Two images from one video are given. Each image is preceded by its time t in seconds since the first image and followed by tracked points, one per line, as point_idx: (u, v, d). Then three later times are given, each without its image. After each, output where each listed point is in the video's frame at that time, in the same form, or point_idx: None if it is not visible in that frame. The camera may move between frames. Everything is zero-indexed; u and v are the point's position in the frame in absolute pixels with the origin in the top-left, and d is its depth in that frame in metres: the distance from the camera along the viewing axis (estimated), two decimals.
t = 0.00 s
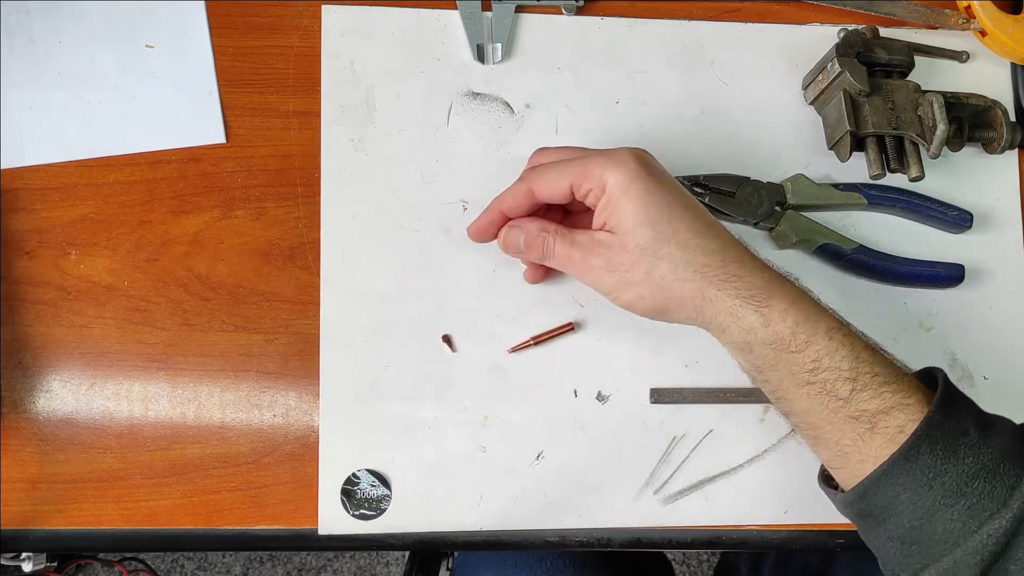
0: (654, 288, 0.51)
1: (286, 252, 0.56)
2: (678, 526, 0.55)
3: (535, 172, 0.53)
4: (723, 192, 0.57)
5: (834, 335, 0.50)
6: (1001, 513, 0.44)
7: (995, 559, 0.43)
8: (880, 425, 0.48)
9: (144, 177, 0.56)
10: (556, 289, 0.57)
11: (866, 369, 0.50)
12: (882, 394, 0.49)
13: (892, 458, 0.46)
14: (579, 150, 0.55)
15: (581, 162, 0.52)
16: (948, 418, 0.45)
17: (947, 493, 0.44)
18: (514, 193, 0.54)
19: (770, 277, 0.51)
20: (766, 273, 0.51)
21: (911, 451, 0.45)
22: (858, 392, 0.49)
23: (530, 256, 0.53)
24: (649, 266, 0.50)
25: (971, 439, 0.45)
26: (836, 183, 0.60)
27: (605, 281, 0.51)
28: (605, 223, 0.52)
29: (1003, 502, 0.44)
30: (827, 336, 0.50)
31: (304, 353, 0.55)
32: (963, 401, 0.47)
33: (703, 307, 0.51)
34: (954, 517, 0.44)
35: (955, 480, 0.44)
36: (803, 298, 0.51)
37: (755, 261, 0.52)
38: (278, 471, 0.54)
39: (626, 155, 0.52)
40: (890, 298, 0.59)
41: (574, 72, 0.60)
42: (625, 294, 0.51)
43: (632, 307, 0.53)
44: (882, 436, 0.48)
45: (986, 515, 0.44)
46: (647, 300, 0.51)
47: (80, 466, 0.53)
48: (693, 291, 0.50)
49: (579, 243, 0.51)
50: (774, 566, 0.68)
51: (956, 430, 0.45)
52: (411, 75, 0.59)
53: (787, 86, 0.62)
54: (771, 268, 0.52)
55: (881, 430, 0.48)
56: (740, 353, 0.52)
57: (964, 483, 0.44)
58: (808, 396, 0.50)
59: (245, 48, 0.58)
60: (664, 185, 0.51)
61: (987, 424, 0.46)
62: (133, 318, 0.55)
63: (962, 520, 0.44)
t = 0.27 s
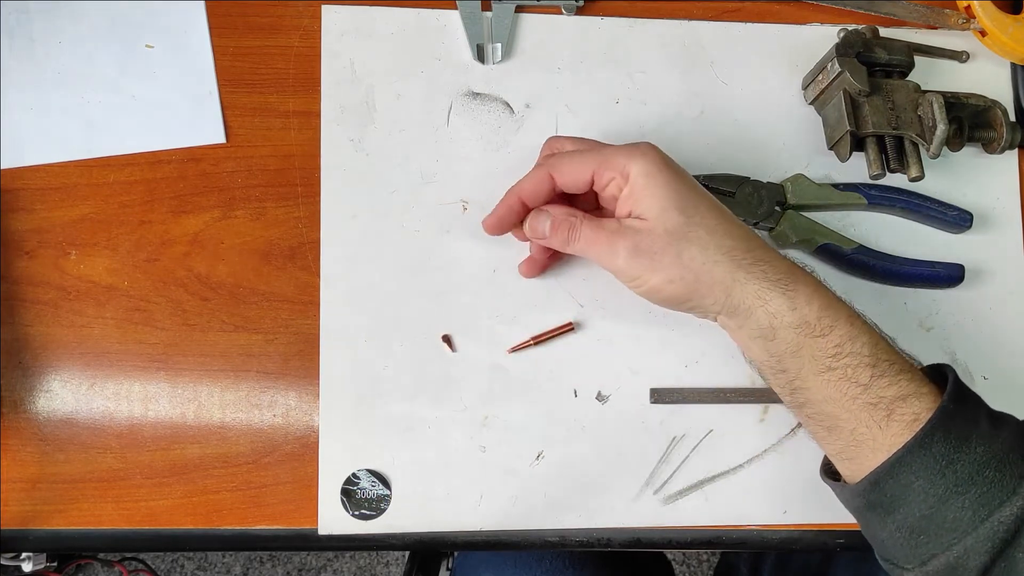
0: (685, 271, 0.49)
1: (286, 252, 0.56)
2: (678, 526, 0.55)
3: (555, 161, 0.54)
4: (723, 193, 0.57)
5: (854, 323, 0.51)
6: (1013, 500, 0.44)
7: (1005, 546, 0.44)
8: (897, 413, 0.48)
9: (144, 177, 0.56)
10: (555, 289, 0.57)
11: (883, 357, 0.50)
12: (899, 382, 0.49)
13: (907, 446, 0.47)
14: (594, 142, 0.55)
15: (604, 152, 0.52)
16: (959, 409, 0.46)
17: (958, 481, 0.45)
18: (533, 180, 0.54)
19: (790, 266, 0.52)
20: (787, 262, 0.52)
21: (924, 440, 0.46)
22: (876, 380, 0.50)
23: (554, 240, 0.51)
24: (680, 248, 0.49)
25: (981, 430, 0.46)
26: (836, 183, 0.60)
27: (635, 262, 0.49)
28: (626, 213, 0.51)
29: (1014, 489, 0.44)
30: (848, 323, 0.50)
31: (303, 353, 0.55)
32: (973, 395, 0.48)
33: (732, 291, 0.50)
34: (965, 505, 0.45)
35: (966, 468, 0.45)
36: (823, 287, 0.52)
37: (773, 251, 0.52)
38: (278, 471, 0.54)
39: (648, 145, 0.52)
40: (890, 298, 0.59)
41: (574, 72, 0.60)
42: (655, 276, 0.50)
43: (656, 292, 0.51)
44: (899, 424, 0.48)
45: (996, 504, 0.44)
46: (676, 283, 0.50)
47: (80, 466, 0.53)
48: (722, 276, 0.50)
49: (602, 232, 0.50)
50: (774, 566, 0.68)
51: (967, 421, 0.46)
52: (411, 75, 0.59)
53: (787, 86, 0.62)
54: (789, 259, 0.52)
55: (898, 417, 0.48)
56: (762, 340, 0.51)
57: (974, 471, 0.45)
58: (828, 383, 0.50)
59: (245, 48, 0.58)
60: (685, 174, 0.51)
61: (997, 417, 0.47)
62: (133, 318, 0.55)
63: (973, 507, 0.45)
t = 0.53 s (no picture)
0: (708, 266, 0.48)
1: (286, 252, 0.56)
2: (678, 526, 0.55)
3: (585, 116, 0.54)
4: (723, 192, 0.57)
5: (867, 321, 0.51)
6: None
7: (1016, 539, 0.44)
8: (911, 409, 0.48)
9: (144, 177, 0.56)
10: (555, 289, 0.57)
11: (896, 354, 0.50)
12: (913, 379, 0.49)
13: (919, 441, 0.46)
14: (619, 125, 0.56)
15: (633, 130, 0.52)
16: (968, 404, 0.46)
17: (969, 476, 0.45)
18: (558, 129, 0.54)
19: (805, 263, 0.52)
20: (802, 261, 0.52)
21: (936, 435, 0.46)
22: (892, 376, 0.49)
23: (565, 232, 0.49)
24: (706, 240, 0.48)
25: (990, 425, 0.46)
26: (835, 183, 0.60)
27: (661, 255, 0.48)
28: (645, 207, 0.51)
29: None
30: (862, 321, 0.51)
31: (303, 353, 0.55)
32: (980, 391, 0.48)
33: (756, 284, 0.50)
34: (975, 500, 0.45)
35: (977, 462, 0.45)
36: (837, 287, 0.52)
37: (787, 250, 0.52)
38: (278, 471, 0.54)
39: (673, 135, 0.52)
40: (890, 298, 0.59)
41: (574, 72, 0.60)
42: (681, 269, 0.48)
43: (678, 286, 0.50)
44: (913, 420, 0.48)
45: (1008, 497, 0.44)
46: (700, 276, 0.49)
47: (80, 466, 0.53)
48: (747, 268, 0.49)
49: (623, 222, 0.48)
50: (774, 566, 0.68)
51: (977, 416, 0.46)
52: (411, 75, 0.59)
53: (787, 86, 0.62)
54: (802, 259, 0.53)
55: (912, 412, 0.48)
56: (779, 338, 0.51)
57: (985, 466, 0.45)
58: (844, 380, 0.50)
59: (245, 48, 0.58)
60: (706, 170, 0.51)
61: (1005, 413, 0.47)
62: (133, 318, 0.55)
63: (984, 502, 0.44)
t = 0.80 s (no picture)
0: (743, 260, 0.48)
1: (286, 252, 0.56)
2: (678, 526, 0.55)
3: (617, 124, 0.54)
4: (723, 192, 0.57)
5: (891, 319, 0.51)
6: None
7: None
8: (933, 405, 0.48)
9: (144, 177, 0.56)
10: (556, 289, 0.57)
11: (920, 353, 0.50)
12: (936, 376, 0.49)
13: (939, 439, 0.46)
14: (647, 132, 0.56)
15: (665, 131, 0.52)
16: (985, 403, 0.47)
17: (986, 473, 0.45)
18: (595, 142, 0.54)
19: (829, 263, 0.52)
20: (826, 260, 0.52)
21: (955, 432, 0.46)
22: (918, 372, 0.49)
23: (598, 234, 0.47)
24: (745, 231, 0.48)
25: (1005, 423, 0.46)
26: (835, 184, 0.60)
27: (702, 247, 0.47)
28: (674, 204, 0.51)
29: None
30: (886, 318, 0.51)
31: (303, 353, 0.55)
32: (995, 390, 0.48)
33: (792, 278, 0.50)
34: (991, 498, 0.45)
35: (994, 460, 0.45)
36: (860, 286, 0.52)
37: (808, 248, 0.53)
38: (278, 471, 0.54)
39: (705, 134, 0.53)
40: (890, 298, 0.59)
41: (574, 72, 0.60)
42: (721, 259, 0.47)
43: (716, 279, 0.49)
44: (936, 415, 0.48)
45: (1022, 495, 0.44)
46: (742, 267, 0.48)
47: (80, 466, 0.53)
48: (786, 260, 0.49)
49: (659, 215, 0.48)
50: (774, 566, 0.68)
51: (993, 414, 0.46)
52: (411, 75, 0.59)
53: (787, 86, 0.62)
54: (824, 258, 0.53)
55: (935, 409, 0.48)
56: (809, 334, 0.51)
57: (1002, 464, 0.45)
58: (871, 376, 0.50)
59: (245, 48, 0.58)
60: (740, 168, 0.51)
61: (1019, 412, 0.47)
62: (133, 317, 0.55)
63: (1001, 500, 0.45)
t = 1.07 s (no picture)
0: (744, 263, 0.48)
1: (286, 252, 0.56)
2: (678, 526, 0.55)
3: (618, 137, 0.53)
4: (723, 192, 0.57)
5: (893, 321, 0.51)
6: None
7: None
8: (935, 405, 0.48)
9: (144, 177, 0.56)
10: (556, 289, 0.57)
11: (921, 353, 0.50)
12: (937, 376, 0.49)
13: (940, 440, 0.46)
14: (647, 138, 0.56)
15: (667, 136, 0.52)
16: (986, 403, 0.47)
17: (986, 474, 0.45)
18: (595, 157, 0.53)
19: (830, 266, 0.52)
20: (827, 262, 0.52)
21: (956, 433, 0.46)
22: (920, 373, 0.49)
23: (602, 246, 0.47)
24: (746, 234, 0.48)
25: (1006, 424, 0.46)
26: (835, 184, 0.60)
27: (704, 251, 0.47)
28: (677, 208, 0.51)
29: None
30: (888, 320, 0.51)
31: (303, 353, 0.55)
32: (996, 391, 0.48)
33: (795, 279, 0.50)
34: (991, 499, 0.45)
35: (994, 461, 0.45)
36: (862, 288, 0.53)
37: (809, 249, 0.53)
38: (278, 471, 0.54)
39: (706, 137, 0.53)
40: (890, 298, 0.59)
41: (574, 72, 0.60)
42: (726, 263, 0.48)
43: (720, 281, 0.49)
44: (938, 416, 0.48)
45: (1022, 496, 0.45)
46: (745, 271, 0.48)
47: (80, 466, 0.53)
48: (789, 262, 0.49)
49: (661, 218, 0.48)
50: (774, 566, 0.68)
51: (994, 415, 0.46)
52: (411, 75, 0.59)
53: (787, 86, 0.62)
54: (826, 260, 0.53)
55: (937, 410, 0.48)
56: (811, 336, 0.51)
57: (1002, 465, 0.45)
58: (873, 378, 0.50)
59: (245, 48, 0.58)
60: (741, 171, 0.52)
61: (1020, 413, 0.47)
62: (133, 317, 0.55)
63: (1001, 501, 0.45)
